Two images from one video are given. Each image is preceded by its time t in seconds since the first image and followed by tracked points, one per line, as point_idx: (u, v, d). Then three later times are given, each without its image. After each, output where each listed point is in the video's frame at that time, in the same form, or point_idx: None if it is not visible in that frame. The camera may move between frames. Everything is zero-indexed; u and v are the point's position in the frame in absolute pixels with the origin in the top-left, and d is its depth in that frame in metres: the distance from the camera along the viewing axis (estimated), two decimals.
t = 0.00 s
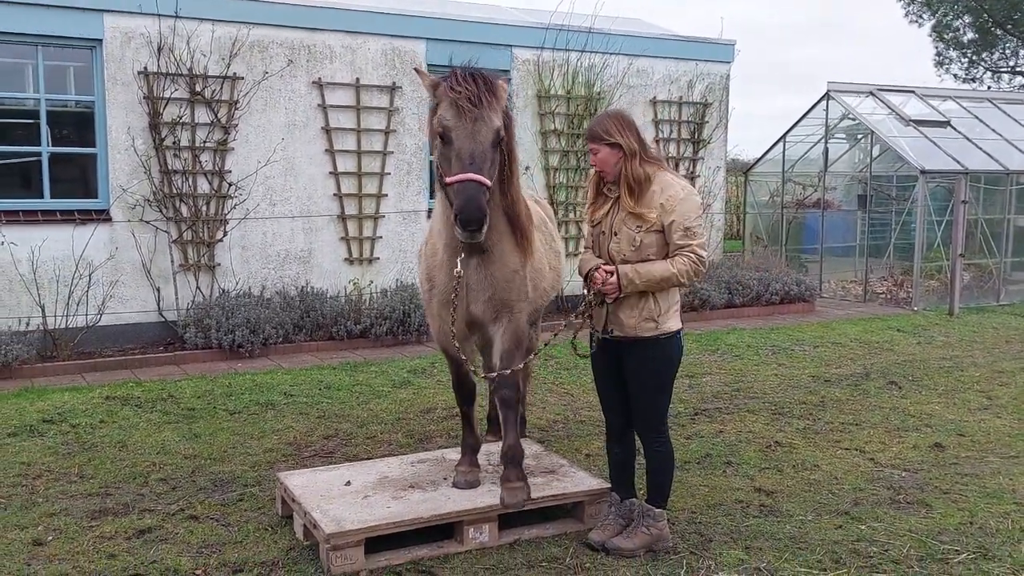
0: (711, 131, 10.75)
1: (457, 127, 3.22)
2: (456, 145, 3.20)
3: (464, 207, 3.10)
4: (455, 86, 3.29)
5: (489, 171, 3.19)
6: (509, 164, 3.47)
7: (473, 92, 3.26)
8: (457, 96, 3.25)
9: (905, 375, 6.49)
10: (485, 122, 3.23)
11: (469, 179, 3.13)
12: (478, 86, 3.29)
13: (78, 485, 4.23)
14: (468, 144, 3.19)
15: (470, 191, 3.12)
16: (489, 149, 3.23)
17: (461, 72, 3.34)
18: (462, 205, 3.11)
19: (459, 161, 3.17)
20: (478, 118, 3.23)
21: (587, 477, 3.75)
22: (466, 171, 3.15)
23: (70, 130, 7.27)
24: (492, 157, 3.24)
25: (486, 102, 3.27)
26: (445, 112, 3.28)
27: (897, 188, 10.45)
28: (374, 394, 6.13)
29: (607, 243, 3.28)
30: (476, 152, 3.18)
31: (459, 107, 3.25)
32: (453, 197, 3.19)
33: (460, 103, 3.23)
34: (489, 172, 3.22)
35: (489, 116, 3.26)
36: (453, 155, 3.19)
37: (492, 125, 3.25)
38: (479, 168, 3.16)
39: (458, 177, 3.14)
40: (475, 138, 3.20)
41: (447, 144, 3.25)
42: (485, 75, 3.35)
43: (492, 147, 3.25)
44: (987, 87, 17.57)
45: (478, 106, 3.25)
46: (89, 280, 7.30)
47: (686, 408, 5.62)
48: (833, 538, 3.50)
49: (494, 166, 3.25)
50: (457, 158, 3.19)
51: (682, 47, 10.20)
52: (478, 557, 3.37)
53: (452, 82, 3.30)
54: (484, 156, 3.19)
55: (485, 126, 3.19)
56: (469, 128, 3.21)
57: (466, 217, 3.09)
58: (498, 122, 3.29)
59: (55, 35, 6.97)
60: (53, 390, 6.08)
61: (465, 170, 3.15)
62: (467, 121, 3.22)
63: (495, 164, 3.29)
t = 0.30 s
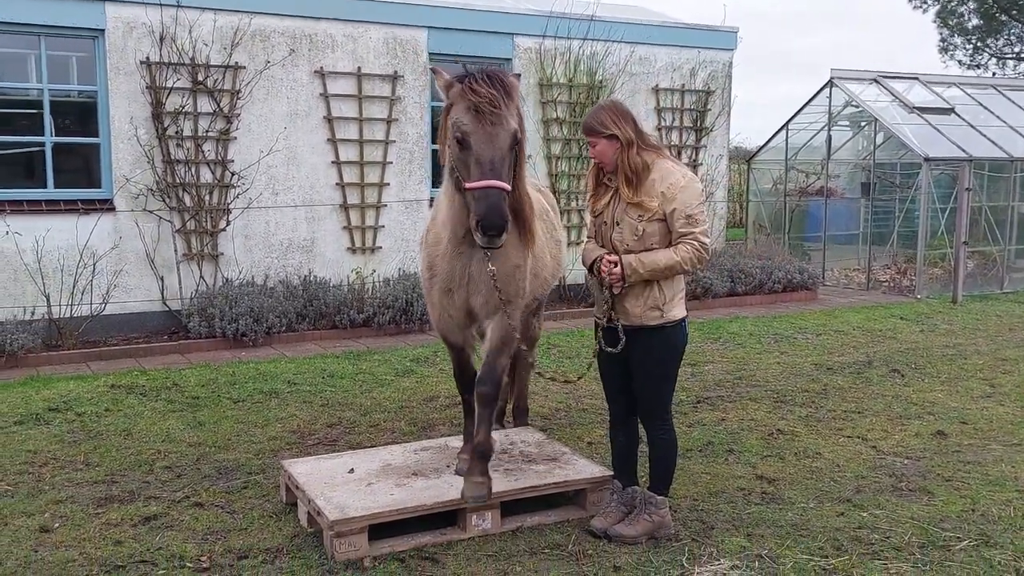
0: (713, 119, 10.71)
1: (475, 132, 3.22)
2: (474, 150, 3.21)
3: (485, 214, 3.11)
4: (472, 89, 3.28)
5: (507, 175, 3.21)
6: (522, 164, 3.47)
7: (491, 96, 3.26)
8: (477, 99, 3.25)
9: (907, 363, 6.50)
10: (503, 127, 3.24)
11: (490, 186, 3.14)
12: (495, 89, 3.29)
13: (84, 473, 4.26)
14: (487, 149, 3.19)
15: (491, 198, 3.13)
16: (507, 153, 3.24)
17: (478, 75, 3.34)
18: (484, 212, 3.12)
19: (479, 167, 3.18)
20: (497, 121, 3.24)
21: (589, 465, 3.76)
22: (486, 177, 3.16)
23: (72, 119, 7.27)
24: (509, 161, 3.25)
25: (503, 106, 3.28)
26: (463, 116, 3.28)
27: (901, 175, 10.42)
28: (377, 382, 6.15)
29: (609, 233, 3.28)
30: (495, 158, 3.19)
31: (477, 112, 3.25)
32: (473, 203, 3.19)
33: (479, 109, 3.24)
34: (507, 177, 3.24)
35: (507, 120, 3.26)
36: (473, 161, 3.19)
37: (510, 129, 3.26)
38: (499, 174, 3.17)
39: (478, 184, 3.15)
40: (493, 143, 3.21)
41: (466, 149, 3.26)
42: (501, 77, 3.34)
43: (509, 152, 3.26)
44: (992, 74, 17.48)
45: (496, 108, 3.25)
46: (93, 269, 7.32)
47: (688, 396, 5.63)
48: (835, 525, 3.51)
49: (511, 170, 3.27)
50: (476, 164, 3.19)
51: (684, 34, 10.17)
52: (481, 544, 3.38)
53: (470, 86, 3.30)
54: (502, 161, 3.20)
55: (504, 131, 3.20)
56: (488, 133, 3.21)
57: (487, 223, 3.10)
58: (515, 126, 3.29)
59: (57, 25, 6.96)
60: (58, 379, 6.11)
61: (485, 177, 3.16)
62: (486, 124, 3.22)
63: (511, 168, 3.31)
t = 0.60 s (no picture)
0: (728, 110, 10.65)
1: (488, 127, 3.23)
2: (487, 146, 3.22)
3: (497, 210, 3.12)
4: (485, 85, 3.29)
5: (519, 171, 3.22)
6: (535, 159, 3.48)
7: (504, 92, 3.27)
8: (489, 95, 3.26)
9: (924, 356, 6.45)
10: (515, 123, 3.25)
11: (502, 182, 3.14)
12: (508, 84, 3.30)
13: (102, 463, 4.31)
14: (499, 145, 3.20)
15: (504, 193, 3.14)
16: (519, 149, 3.24)
17: (490, 70, 3.34)
18: (496, 208, 3.13)
19: (491, 162, 3.19)
20: (509, 117, 3.25)
21: (603, 457, 3.77)
22: (498, 172, 3.17)
23: (89, 113, 7.32)
24: (522, 157, 3.26)
25: (515, 101, 3.29)
26: (475, 112, 3.29)
27: (918, 166, 10.32)
28: (392, 374, 6.18)
29: (622, 226, 3.28)
30: (508, 154, 3.20)
31: (490, 107, 3.26)
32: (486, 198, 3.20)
33: (492, 104, 3.25)
34: (520, 172, 3.25)
35: (520, 115, 3.27)
36: (485, 157, 3.20)
37: (522, 125, 3.26)
38: (511, 169, 3.18)
39: (491, 180, 3.17)
40: (506, 139, 3.21)
41: (478, 144, 3.27)
42: (513, 73, 3.35)
43: (522, 147, 3.27)
44: (1011, 64, 17.26)
45: (509, 104, 3.26)
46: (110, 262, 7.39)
47: (702, 388, 5.63)
48: (849, 518, 3.50)
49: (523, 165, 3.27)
50: (488, 159, 3.21)
51: (699, 26, 10.11)
52: (495, 536, 3.40)
53: (483, 82, 3.31)
54: (515, 156, 3.21)
55: (516, 126, 3.21)
56: (500, 128, 3.22)
57: (499, 218, 3.11)
58: (527, 121, 3.30)
59: (73, 19, 7.01)
60: (76, 371, 6.17)
61: (498, 172, 3.17)
62: (499, 120, 3.23)
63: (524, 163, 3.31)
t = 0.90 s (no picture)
0: (728, 110, 10.65)
1: (484, 122, 3.23)
2: (483, 140, 3.22)
3: (491, 204, 3.13)
4: (483, 80, 3.29)
5: (516, 166, 3.21)
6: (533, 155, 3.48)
7: (500, 87, 3.27)
8: (486, 89, 3.27)
9: (922, 356, 6.46)
10: (512, 118, 3.24)
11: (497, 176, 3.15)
12: (505, 80, 3.29)
13: (100, 461, 4.32)
14: (495, 139, 3.20)
15: (499, 188, 3.14)
16: (516, 143, 3.24)
17: (488, 66, 3.34)
18: (491, 202, 3.13)
19: (487, 157, 3.19)
20: (506, 111, 3.24)
21: (602, 456, 3.77)
22: (493, 167, 3.18)
23: (89, 109, 7.32)
24: (519, 151, 3.26)
25: (512, 97, 3.28)
26: (472, 106, 3.29)
27: (917, 166, 10.33)
28: (391, 372, 6.18)
29: (621, 224, 3.29)
30: (504, 148, 3.20)
31: (486, 102, 3.26)
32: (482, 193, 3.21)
33: (489, 99, 3.25)
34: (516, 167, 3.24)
35: (516, 110, 3.27)
36: (481, 151, 3.21)
37: (519, 120, 3.26)
38: (507, 163, 3.18)
39: (486, 174, 3.17)
40: (502, 134, 3.21)
41: (474, 139, 3.27)
42: (511, 68, 3.34)
43: (519, 141, 3.26)
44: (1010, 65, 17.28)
45: (506, 99, 3.26)
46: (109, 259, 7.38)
47: (701, 388, 5.63)
48: (848, 518, 3.51)
49: (520, 160, 3.27)
50: (484, 153, 3.21)
51: (700, 25, 10.11)
52: (493, 534, 3.41)
53: (481, 77, 3.31)
54: (511, 151, 3.21)
55: (513, 121, 3.21)
56: (496, 123, 3.22)
57: (493, 213, 3.12)
58: (524, 116, 3.30)
59: (74, 15, 7.00)
60: (74, 368, 6.17)
61: (493, 167, 3.17)
62: (495, 115, 3.23)
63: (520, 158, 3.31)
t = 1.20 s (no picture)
0: (726, 113, 10.67)
1: (488, 119, 3.24)
2: (486, 138, 3.22)
3: (495, 200, 3.13)
4: (486, 78, 3.30)
5: (519, 163, 3.22)
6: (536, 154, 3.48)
7: (504, 85, 3.27)
8: (489, 87, 3.27)
9: (922, 357, 6.46)
10: (515, 115, 3.25)
11: (500, 172, 3.15)
12: (508, 77, 3.30)
13: (99, 470, 4.31)
14: (499, 137, 3.21)
15: (502, 184, 3.14)
16: (519, 141, 3.24)
17: (491, 64, 3.35)
18: (495, 199, 3.13)
19: (490, 154, 3.19)
20: (509, 109, 3.25)
21: (603, 461, 3.77)
22: (497, 164, 3.18)
23: (87, 117, 7.32)
24: (522, 149, 3.26)
25: (515, 95, 3.29)
26: (475, 104, 3.29)
27: (914, 168, 10.35)
28: (390, 378, 6.17)
29: (620, 228, 3.29)
30: (508, 145, 3.20)
31: (490, 100, 3.26)
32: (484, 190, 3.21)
33: (492, 97, 3.25)
34: (519, 164, 3.24)
35: (519, 107, 3.27)
36: (484, 149, 3.21)
37: (522, 117, 3.27)
38: (510, 160, 3.18)
39: (489, 171, 3.17)
40: (505, 131, 3.22)
41: (478, 137, 3.27)
42: (514, 67, 3.35)
43: (521, 139, 3.27)
44: (1005, 67, 17.33)
45: (509, 97, 3.27)
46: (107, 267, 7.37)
47: (701, 391, 5.63)
48: (849, 520, 3.50)
49: (523, 158, 3.28)
50: (487, 151, 3.21)
51: (696, 29, 10.13)
52: (494, 540, 3.40)
53: (484, 75, 3.31)
54: (514, 148, 3.21)
55: (516, 118, 3.21)
56: (500, 121, 3.23)
57: (497, 209, 3.12)
58: (527, 114, 3.30)
59: (72, 24, 7.01)
60: (73, 376, 6.16)
61: (496, 163, 3.17)
62: (498, 112, 3.24)
63: (523, 156, 3.32)
